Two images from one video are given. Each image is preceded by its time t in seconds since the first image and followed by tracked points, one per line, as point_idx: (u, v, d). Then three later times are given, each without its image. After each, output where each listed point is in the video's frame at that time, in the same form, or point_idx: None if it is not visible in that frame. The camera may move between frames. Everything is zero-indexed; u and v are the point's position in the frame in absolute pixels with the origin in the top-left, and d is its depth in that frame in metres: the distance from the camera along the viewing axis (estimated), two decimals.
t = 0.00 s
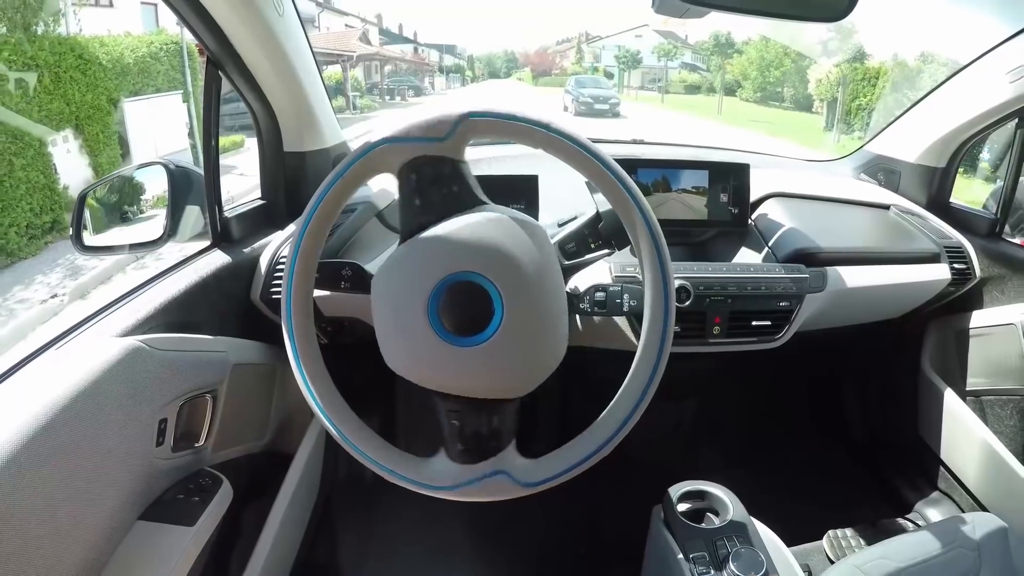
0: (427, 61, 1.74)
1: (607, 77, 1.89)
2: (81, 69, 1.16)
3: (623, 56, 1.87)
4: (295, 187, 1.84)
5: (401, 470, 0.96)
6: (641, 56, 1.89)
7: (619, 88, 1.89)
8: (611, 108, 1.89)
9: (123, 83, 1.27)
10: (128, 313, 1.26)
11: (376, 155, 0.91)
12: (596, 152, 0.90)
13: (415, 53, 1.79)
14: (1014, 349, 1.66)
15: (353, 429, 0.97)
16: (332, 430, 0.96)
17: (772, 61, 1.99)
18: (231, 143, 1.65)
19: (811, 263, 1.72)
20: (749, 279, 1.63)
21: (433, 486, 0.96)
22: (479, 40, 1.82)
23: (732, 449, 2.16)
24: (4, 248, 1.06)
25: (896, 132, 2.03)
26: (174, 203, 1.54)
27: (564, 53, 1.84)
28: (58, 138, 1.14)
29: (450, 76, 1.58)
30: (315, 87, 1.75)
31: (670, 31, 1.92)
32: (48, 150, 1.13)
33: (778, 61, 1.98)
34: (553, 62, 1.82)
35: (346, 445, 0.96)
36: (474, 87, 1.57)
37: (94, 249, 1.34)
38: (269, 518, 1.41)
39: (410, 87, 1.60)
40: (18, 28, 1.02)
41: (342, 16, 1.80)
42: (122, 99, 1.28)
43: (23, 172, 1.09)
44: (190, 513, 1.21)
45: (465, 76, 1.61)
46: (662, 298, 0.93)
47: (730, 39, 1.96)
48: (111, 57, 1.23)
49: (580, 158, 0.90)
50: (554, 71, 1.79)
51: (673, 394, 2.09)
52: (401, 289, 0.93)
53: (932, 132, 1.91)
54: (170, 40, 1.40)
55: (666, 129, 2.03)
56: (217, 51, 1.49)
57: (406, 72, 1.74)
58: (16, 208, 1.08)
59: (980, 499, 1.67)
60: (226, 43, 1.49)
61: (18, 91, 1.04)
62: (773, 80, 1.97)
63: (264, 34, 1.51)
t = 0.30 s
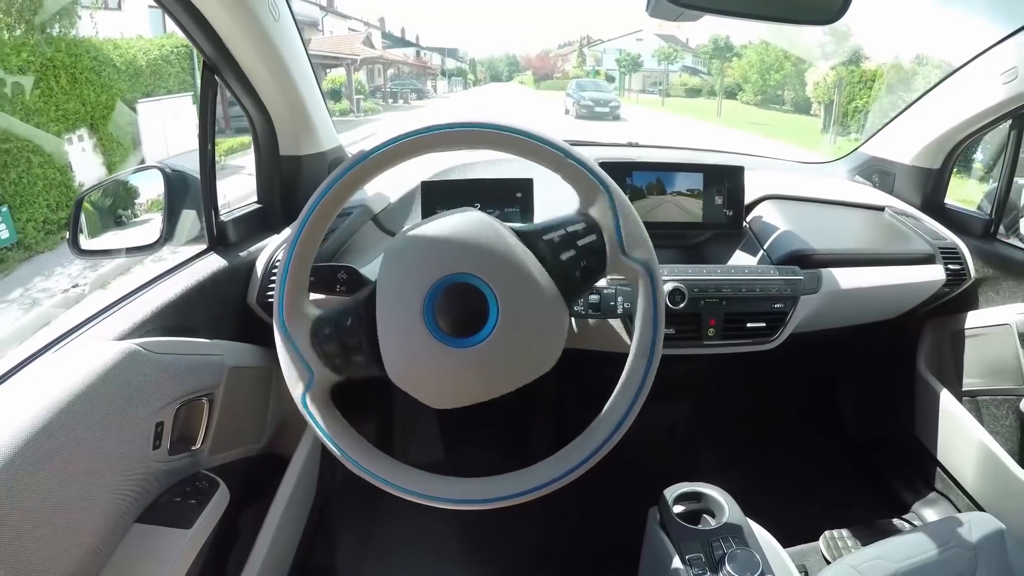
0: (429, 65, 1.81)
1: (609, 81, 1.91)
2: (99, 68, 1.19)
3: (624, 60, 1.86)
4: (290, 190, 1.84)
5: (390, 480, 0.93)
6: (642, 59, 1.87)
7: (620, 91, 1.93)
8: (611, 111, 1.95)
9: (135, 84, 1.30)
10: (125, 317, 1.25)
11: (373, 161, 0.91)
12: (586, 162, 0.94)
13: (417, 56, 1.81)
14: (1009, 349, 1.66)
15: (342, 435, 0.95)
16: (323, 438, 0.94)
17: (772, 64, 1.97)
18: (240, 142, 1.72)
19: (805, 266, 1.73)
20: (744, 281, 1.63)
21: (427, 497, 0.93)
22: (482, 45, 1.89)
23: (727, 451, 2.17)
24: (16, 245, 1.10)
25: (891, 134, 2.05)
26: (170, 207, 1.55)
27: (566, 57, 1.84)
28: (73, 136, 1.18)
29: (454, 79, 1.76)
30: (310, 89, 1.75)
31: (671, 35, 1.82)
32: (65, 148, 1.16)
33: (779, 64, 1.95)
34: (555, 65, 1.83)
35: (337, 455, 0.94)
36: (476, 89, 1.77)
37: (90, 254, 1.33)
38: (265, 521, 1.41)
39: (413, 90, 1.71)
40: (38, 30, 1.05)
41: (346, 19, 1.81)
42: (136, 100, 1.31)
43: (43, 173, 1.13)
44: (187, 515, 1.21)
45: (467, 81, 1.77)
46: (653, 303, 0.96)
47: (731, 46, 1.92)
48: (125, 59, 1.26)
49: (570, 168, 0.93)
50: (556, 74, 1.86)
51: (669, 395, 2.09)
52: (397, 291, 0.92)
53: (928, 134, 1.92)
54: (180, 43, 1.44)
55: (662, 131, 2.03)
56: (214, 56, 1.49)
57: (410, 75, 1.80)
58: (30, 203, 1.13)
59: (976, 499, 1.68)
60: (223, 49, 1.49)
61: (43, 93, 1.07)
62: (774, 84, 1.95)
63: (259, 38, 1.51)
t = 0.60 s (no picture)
0: (438, 68, 1.81)
1: (615, 86, 1.95)
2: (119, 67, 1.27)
3: (631, 65, 1.90)
4: (287, 194, 1.84)
5: (369, 474, 0.96)
6: (649, 65, 1.91)
7: (627, 97, 1.95)
8: (618, 116, 1.97)
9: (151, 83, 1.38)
10: (122, 319, 1.25)
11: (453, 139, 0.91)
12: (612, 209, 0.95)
13: (427, 59, 1.81)
14: (1000, 353, 1.69)
15: (327, 427, 0.98)
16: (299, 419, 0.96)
17: (778, 72, 1.98)
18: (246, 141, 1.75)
19: (796, 271, 1.73)
20: (736, 285, 1.64)
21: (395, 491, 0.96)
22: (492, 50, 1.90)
23: (720, 453, 2.18)
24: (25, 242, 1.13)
25: (884, 140, 2.07)
26: (167, 209, 1.54)
27: (575, 62, 1.89)
28: (98, 130, 1.26)
29: (462, 84, 1.71)
30: (307, 94, 1.75)
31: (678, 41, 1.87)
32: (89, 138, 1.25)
33: (784, 72, 1.96)
34: (562, 70, 1.90)
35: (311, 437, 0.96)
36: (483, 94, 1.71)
37: (87, 254, 1.33)
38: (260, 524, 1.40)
39: (422, 92, 1.66)
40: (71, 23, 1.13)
41: (357, 21, 1.76)
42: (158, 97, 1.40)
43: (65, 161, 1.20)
44: (183, 516, 1.21)
45: (475, 85, 1.74)
46: (596, 424, 0.98)
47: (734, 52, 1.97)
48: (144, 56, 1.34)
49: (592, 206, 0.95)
50: (564, 79, 1.92)
51: (663, 398, 2.10)
52: (399, 284, 0.94)
53: (920, 138, 1.94)
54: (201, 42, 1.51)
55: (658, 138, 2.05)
56: (212, 61, 1.50)
57: (418, 78, 1.80)
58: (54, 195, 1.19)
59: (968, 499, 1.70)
60: (222, 55, 1.51)
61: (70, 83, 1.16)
62: (780, 91, 1.96)
63: (257, 43, 1.51)
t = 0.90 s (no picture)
0: (453, 66, 1.80)
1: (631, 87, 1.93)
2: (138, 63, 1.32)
3: (646, 66, 1.87)
4: (288, 194, 1.84)
5: (372, 472, 0.98)
6: (664, 66, 1.88)
7: (642, 97, 1.93)
8: (632, 116, 1.97)
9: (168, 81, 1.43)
10: (123, 318, 1.25)
11: (521, 146, 0.93)
12: (628, 231, 0.98)
13: (441, 58, 1.81)
14: (1000, 352, 1.69)
15: (328, 426, 0.99)
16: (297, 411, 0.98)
17: (792, 74, 1.90)
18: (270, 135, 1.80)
19: (795, 269, 1.74)
20: (738, 284, 1.64)
21: (393, 486, 0.98)
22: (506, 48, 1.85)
23: (721, 453, 2.18)
24: (28, 242, 1.13)
25: (884, 140, 2.07)
26: (168, 208, 1.52)
27: (589, 62, 1.89)
28: (128, 123, 1.34)
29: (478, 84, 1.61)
30: (308, 94, 1.76)
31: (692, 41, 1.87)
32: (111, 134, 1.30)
33: (799, 74, 1.88)
34: (578, 70, 1.87)
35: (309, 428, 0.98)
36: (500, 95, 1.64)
37: (87, 254, 1.30)
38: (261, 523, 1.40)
39: (438, 91, 1.51)
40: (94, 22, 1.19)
41: (373, 20, 1.75)
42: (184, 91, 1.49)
43: (90, 154, 1.25)
44: (184, 516, 1.21)
45: (490, 84, 1.71)
46: (546, 465, 1.00)
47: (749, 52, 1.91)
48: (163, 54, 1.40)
49: (611, 227, 0.98)
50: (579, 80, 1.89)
51: (664, 397, 2.10)
52: (408, 280, 0.95)
53: (921, 137, 1.94)
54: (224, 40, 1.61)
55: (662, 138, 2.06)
56: (213, 60, 1.51)
57: (435, 77, 1.73)
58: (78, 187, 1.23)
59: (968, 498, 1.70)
60: (224, 54, 1.52)
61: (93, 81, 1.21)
62: (794, 93, 1.92)
63: (258, 42, 1.52)
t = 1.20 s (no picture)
0: (475, 67, 1.78)
1: (650, 89, 1.96)
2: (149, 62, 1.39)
3: (666, 69, 2.00)
4: (290, 194, 1.84)
5: (374, 473, 0.98)
6: (683, 68, 2.00)
7: (661, 100, 1.96)
8: (651, 118, 1.97)
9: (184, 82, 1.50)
10: (126, 319, 1.25)
11: (507, 142, 0.93)
12: (629, 227, 0.98)
13: (462, 59, 1.82)
14: (1002, 353, 1.69)
15: (330, 427, 0.99)
16: (298, 412, 0.97)
17: (812, 78, 1.95)
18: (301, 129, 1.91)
19: (796, 270, 1.74)
20: (740, 285, 1.64)
21: (396, 487, 0.99)
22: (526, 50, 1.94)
23: (722, 453, 2.18)
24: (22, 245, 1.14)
25: (885, 140, 2.07)
26: (169, 210, 1.52)
27: (610, 64, 1.94)
28: (165, 117, 1.46)
29: (499, 83, 1.69)
30: (309, 94, 1.75)
31: (712, 45, 1.94)
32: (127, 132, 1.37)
33: (820, 78, 1.94)
34: (598, 72, 1.95)
35: (312, 429, 0.98)
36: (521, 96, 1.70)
37: (89, 255, 1.31)
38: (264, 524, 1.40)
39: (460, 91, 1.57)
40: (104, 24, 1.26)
41: (396, 21, 1.79)
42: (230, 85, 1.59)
43: (104, 152, 1.32)
44: (186, 517, 1.20)
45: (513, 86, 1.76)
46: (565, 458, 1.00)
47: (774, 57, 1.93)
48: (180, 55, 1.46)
49: (611, 222, 0.98)
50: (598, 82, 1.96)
51: (666, 398, 2.10)
52: (410, 281, 0.95)
53: (923, 137, 1.94)
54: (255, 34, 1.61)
55: (662, 139, 2.05)
56: (217, 61, 1.51)
57: (456, 78, 1.71)
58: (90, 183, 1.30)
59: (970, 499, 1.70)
60: (228, 56, 1.52)
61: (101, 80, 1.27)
62: (814, 97, 1.97)
63: (261, 43, 1.52)
